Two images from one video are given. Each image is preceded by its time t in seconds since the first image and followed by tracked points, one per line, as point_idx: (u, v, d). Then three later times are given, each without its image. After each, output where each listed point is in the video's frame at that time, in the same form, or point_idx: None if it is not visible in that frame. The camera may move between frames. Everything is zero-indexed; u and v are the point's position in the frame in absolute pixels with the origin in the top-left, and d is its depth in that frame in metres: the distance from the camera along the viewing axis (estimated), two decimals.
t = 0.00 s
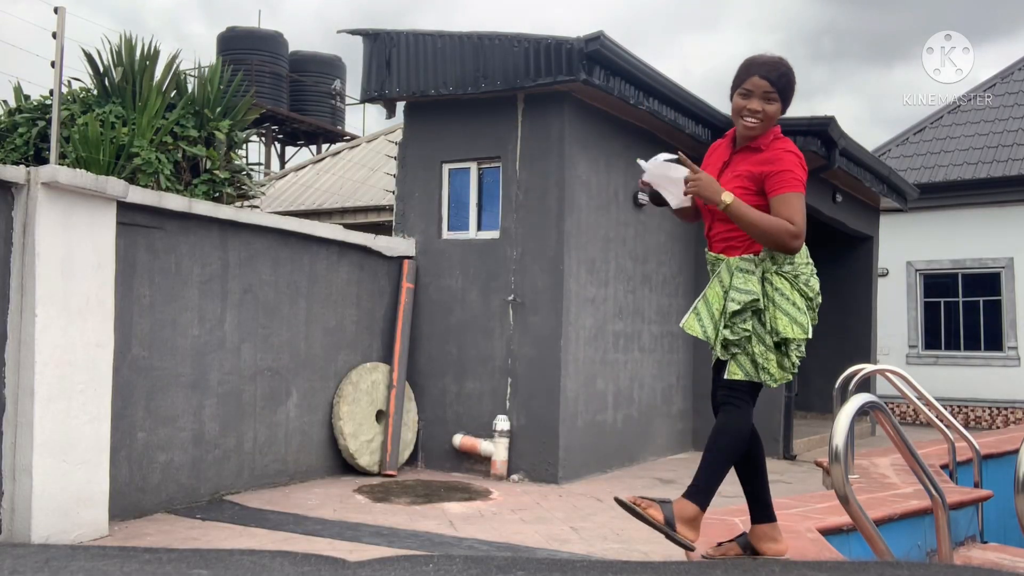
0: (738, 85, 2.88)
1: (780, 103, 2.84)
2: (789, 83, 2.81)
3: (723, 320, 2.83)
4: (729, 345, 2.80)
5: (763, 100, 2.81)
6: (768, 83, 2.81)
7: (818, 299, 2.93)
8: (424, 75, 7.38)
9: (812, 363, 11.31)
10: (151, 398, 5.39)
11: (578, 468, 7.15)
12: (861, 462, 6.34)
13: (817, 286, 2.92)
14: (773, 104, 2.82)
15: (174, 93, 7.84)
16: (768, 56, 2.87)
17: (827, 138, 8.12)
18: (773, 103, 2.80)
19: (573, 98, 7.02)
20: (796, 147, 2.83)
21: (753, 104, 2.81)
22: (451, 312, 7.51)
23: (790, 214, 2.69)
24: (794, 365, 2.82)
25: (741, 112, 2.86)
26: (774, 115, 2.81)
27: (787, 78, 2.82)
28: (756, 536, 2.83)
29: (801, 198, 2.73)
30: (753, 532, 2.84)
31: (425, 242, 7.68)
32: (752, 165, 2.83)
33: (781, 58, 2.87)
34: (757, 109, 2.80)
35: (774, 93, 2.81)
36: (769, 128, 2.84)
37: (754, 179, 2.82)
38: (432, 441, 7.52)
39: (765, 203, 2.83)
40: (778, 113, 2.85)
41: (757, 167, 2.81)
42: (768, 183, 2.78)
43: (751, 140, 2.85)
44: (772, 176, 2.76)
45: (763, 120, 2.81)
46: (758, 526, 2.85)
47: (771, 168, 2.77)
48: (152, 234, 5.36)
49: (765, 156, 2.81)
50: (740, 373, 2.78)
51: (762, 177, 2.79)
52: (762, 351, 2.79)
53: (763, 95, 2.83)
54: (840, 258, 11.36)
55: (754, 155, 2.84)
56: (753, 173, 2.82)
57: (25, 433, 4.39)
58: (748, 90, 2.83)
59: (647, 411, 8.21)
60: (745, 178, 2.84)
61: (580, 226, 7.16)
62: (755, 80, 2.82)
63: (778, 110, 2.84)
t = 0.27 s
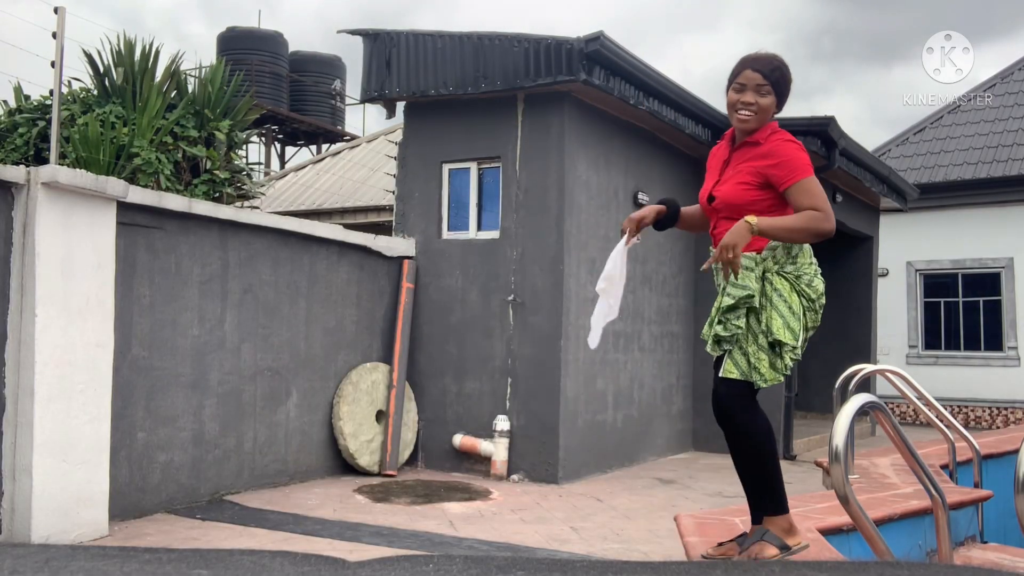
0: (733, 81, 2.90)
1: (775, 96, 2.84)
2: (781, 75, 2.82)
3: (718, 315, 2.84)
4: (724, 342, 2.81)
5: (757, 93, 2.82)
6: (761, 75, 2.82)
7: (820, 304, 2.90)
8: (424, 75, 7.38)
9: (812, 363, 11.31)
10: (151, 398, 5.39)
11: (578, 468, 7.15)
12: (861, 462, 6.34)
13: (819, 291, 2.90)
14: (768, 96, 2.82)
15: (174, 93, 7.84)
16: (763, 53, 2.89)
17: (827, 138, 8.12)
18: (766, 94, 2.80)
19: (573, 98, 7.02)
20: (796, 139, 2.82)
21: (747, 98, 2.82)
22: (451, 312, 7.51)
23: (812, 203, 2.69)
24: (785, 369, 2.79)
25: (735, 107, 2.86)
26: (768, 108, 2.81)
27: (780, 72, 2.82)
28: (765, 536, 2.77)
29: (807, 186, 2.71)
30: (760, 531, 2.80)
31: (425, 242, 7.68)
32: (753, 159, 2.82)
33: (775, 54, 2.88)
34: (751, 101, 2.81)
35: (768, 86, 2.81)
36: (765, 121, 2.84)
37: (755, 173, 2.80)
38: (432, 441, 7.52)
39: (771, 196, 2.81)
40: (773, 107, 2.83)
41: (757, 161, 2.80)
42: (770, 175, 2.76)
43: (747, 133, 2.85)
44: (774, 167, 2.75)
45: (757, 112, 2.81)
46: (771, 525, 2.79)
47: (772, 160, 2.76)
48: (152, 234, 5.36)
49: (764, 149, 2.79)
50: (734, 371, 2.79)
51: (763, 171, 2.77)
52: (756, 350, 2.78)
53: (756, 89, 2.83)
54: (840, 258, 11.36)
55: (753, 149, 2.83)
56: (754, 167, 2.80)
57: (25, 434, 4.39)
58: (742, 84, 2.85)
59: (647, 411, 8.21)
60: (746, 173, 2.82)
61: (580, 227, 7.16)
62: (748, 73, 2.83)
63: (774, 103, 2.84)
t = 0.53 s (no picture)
0: (729, 79, 2.90)
1: (772, 92, 2.84)
2: (777, 70, 2.82)
3: (754, 323, 2.74)
4: (759, 351, 2.73)
5: (754, 88, 2.82)
6: (757, 71, 2.83)
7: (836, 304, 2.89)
8: (424, 75, 7.38)
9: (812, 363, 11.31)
10: (151, 398, 5.39)
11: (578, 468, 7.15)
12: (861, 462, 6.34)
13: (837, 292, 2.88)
14: (765, 92, 2.83)
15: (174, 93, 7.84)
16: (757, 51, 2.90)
17: (827, 138, 8.12)
18: (763, 90, 2.81)
19: (573, 98, 7.02)
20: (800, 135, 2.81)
21: (745, 92, 2.82)
22: (451, 312, 7.51)
23: (813, 206, 2.67)
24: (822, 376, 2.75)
25: (734, 104, 2.87)
26: (766, 102, 2.82)
27: (776, 67, 2.83)
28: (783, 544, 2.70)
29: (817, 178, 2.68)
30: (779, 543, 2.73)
31: (425, 242, 7.68)
32: (761, 154, 2.79)
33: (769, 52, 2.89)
34: (749, 96, 2.81)
35: (764, 80, 2.82)
36: (764, 118, 2.84)
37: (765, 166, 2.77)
38: (432, 441, 7.52)
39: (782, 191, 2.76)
40: (770, 102, 2.84)
41: (767, 155, 2.77)
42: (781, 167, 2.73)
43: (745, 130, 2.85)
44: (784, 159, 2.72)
45: (756, 107, 2.81)
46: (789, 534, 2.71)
47: (782, 153, 2.73)
48: (152, 234, 5.36)
49: (772, 143, 2.78)
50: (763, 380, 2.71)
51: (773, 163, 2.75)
52: (791, 359, 2.72)
53: (753, 85, 2.83)
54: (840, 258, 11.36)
55: (760, 145, 2.81)
56: (760, 161, 2.78)
57: (25, 433, 4.39)
58: (738, 80, 2.85)
59: (647, 411, 8.21)
60: (755, 167, 2.79)
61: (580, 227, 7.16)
62: (743, 68, 2.84)
63: (771, 98, 2.85)
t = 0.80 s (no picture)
0: (717, 76, 2.86)
1: (763, 87, 2.81)
2: (765, 64, 2.78)
3: (813, 318, 2.66)
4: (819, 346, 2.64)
5: (745, 86, 2.78)
6: (746, 68, 2.79)
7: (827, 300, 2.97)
8: (424, 75, 7.38)
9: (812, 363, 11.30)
10: (151, 398, 5.39)
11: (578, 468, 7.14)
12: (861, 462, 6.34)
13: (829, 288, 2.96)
14: (756, 88, 2.79)
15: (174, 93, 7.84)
16: (743, 46, 2.85)
17: (827, 138, 8.12)
18: (754, 87, 2.77)
19: (573, 98, 7.03)
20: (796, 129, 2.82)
21: (736, 91, 2.79)
22: (451, 312, 7.51)
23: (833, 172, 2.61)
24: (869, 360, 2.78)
25: (724, 103, 2.83)
26: (757, 99, 2.79)
27: (763, 61, 2.79)
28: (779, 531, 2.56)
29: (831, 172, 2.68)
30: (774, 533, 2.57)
31: (425, 242, 7.68)
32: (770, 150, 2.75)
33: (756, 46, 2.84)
34: (740, 96, 2.78)
35: (754, 77, 2.78)
36: (756, 114, 2.82)
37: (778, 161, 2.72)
38: (432, 441, 7.52)
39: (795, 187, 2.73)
40: (762, 97, 2.81)
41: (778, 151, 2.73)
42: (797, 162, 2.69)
43: (737, 128, 2.83)
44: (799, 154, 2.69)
45: (747, 106, 2.79)
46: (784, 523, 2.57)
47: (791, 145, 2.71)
48: (152, 234, 5.36)
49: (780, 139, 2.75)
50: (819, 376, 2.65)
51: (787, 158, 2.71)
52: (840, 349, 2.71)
53: (743, 82, 2.79)
54: (840, 258, 11.36)
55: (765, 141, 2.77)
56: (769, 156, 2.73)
57: (25, 433, 4.39)
58: (727, 79, 2.81)
59: (647, 411, 8.21)
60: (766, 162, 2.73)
61: (580, 227, 7.16)
62: (730, 67, 2.79)
63: (762, 94, 2.82)
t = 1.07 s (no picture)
0: (716, 75, 2.84)
1: (763, 85, 2.80)
2: (766, 62, 2.78)
3: (810, 321, 2.65)
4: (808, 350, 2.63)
5: (746, 82, 2.77)
6: (746, 64, 2.78)
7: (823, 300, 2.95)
8: (424, 75, 7.38)
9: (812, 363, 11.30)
10: (151, 398, 5.39)
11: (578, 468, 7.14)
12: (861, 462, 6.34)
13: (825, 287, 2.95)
14: (757, 85, 2.78)
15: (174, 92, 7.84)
16: (742, 46, 2.86)
17: (827, 138, 8.12)
18: (756, 83, 2.76)
19: (573, 98, 7.03)
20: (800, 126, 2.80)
21: (737, 87, 2.77)
22: (451, 312, 7.51)
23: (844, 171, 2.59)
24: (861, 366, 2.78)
25: (725, 100, 2.80)
26: (759, 96, 2.77)
27: (764, 59, 2.79)
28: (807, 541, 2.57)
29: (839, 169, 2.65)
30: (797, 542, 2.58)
31: (425, 242, 7.68)
32: (775, 149, 2.73)
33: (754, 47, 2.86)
34: (742, 91, 2.76)
35: (755, 73, 2.78)
36: (758, 112, 2.79)
37: (783, 162, 2.71)
38: (432, 441, 7.52)
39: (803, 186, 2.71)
40: (763, 95, 2.79)
41: (783, 151, 2.71)
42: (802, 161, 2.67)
43: (739, 126, 2.78)
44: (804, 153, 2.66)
45: (750, 102, 2.76)
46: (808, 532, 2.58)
47: (797, 144, 2.69)
48: (152, 234, 5.36)
49: (784, 138, 2.73)
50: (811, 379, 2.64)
51: (792, 158, 2.69)
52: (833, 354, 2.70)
53: (744, 79, 2.78)
54: (839, 258, 11.36)
55: (769, 141, 2.75)
56: (776, 155, 2.72)
57: (25, 433, 4.38)
58: (728, 76, 2.80)
59: (647, 411, 8.21)
60: (772, 164, 2.71)
61: (580, 227, 7.16)
62: (732, 63, 2.78)
63: (763, 92, 2.81)
